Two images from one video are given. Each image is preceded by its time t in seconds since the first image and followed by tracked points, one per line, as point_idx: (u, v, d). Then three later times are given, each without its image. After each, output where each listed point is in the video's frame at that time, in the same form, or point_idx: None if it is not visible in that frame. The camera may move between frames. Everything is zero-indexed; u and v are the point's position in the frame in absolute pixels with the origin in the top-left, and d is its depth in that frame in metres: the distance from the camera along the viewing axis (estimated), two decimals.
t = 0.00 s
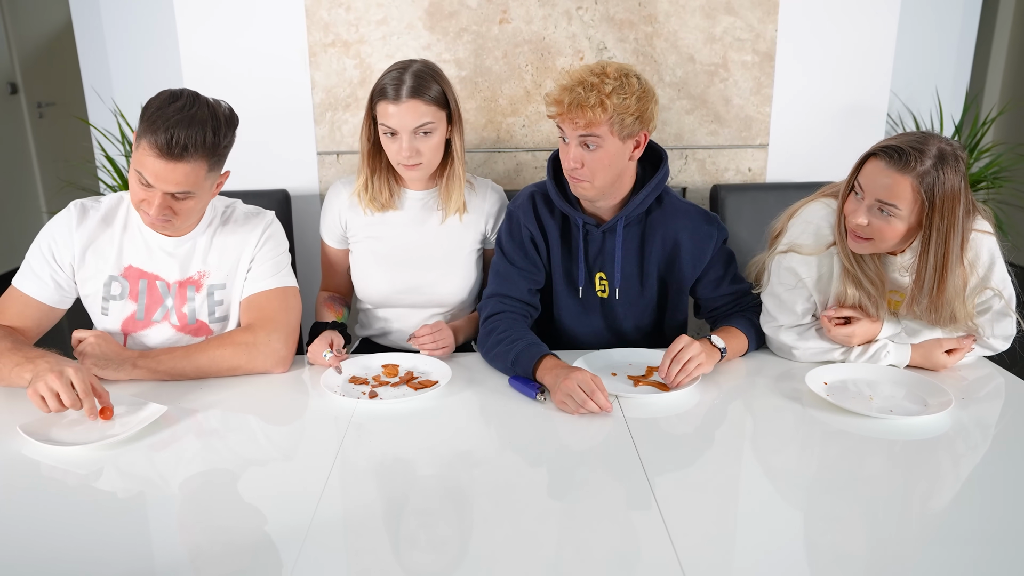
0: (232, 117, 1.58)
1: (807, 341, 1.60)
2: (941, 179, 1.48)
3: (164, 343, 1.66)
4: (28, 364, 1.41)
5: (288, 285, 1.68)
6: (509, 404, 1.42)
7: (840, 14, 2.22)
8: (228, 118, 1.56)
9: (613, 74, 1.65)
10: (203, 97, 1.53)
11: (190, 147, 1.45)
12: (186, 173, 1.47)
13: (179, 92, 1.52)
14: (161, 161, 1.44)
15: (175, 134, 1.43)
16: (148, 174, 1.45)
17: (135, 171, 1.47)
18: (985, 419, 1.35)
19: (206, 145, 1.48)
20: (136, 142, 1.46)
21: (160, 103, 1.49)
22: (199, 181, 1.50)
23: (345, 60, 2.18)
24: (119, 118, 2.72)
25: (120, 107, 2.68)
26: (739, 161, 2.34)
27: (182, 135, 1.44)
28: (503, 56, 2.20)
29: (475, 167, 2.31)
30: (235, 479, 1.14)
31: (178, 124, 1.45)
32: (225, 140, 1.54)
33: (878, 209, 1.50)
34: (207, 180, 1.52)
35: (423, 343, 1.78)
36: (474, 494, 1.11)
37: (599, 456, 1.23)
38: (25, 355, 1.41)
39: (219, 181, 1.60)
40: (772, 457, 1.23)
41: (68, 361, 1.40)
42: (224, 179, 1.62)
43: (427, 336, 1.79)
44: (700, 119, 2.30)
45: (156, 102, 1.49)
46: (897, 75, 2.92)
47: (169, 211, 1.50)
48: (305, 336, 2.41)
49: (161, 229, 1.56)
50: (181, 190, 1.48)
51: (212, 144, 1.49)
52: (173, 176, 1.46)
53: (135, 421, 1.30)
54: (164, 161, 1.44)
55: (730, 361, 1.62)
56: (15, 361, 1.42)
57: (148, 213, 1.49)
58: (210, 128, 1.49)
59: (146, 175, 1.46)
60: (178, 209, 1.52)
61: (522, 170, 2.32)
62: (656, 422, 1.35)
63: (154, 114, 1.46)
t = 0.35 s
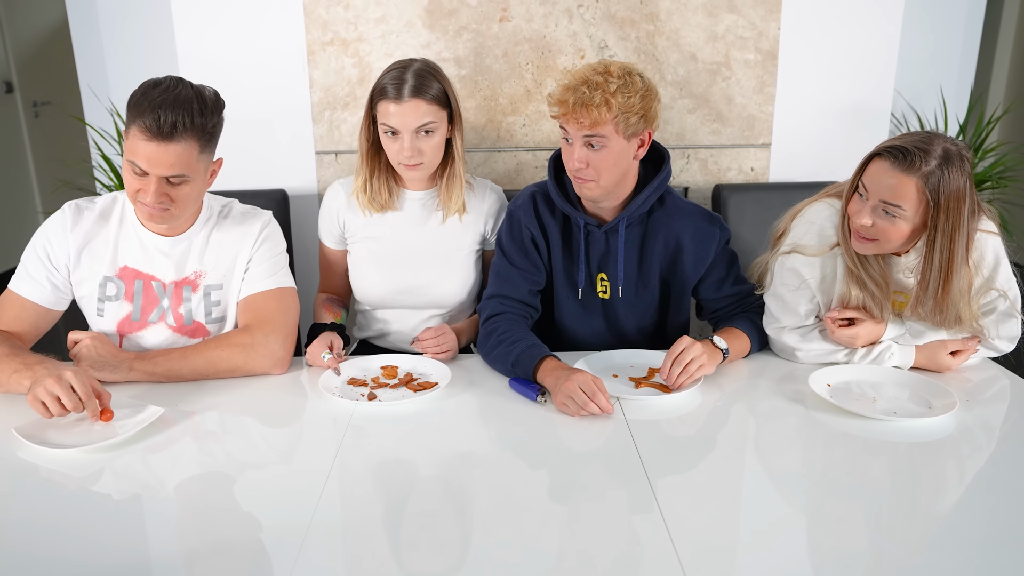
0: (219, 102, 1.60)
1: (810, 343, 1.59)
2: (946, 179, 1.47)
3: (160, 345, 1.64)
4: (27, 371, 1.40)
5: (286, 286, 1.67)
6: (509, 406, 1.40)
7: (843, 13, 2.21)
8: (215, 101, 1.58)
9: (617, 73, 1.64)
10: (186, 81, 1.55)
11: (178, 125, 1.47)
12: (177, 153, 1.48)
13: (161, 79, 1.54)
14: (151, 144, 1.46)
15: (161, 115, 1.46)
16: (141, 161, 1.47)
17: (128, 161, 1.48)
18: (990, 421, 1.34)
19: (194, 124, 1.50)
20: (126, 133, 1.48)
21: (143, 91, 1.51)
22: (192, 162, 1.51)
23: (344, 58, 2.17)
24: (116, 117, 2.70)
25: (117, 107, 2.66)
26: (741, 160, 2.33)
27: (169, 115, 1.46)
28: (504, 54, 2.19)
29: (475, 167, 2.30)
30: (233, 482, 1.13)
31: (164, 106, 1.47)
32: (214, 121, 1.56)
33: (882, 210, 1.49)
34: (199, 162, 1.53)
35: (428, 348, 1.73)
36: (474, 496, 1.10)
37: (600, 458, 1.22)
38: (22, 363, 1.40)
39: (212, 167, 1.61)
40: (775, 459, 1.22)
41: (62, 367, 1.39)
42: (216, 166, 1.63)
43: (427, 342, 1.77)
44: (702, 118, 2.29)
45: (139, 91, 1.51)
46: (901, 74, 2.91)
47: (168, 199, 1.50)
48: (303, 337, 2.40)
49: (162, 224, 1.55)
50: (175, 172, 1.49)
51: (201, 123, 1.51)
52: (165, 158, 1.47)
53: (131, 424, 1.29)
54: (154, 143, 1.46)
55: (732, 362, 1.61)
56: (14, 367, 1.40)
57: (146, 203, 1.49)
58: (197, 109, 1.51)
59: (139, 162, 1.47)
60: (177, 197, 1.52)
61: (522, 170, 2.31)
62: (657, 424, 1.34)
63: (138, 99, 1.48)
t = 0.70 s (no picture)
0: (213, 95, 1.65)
1: (813, 344, 1.57)
2: (951, 180, 1.46)
3: (156, 346, 1.63)
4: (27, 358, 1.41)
5: (284, 287, 1.66)
6: (509, 408, 1.39)
7: (845, 11, 2.20)
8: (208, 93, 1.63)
9: (620, 69, 1.62)
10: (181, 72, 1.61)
11: (167, 95, 1.51)
12: (165, 121, 1.51)
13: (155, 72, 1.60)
14: (140, 113, 1.49)
15: (151, 86, 1.51)
16: (130, 132, 1.49)
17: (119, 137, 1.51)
18: (994, 423, 1.33)
19: (183, 97, 1.53)
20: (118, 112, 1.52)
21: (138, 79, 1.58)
22: (180, 134, 1.53)
23: (342, 57, 2.16)
24: (114, 116, 2.69)
25: (114, 106, 2.65)
26: (744, 160, 2.31)
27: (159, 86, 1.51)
28: (504, 53, 2.18)
29: (474, 167, 2.28)
30: (227, 486, 1.11)
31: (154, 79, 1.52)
32: (206, 104, 1.59)
33: (886, 211, 1.48)
34: (188, 137, 1.55)
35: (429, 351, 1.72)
36: (473, 499, 1.09)
37: (601, 460, 1.21)
38: (19, 348, 1.40)
39: (202, 157, 1.62)
40: (777, 462, 1.20)
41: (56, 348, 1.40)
42: (207, 157, 1.65)
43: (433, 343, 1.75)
44: (705, 117, 2.27)
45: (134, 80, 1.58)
46: (906, 72, 2.89)
47: (154, 172, 1.50)
48: (301, 339, 2.38)
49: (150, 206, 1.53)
50: (162, 143, 1.51)
51: (191, 98, 1.55)
52: (153, 127, 1.50)
53: (127, 426, 1.28)
54: (143, 111, 1.49)
55: (734, 364, 1.59)
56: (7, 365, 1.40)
57: (131, 173, 1.49)
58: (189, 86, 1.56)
59: (128, 134, 1.50)
60: (163, 171, 1.51)
61: (522, 169, 2.29)
62: (659, 426, 1.32)
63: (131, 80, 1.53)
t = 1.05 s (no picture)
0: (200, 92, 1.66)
1: (817, 346, 1.56)
2: (956, 181, 1.44)
3: (151, 348, 1.63)
4: (39, 328, 1.41)
5: (280, 287, 1.65)
6: (509, 410, 1.38)
7: (847, 9, 2.18)
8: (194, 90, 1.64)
9: (622, 67, 1.61)
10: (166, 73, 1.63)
11: (148, 85, 1.52)
12: (145, 111, 1.51)
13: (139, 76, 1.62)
14: (121, 103, 1.50)
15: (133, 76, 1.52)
16: (111, 121, 1.49)
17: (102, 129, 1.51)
18: (999, 425, 1.31)
19: (165, 87, 1.54)
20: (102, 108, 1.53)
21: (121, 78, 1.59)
22: (162, 123, 1.52)
23: (341, 55, 2.15)
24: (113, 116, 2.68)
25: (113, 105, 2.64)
26: (746, 159, 2.30)
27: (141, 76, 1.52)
28: (504, 52, 2.17)
29: (474, 166, 2.27)
30: (221, 491, 1.10)
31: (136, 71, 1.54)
32: (190, 98, 1.59)
33: (890, 212, 1.46)
34: (170, 128, 1.54)
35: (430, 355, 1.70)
36: (471, 502, 1.08)
37: (602, 463, 1.19)
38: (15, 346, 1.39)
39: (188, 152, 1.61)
40: (779, 464, 1.19)
41: (75, 300, 1.41)
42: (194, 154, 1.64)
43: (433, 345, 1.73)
44: (707, 116, 2.26)
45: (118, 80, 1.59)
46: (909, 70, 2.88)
47: (136, 160, 1.49)
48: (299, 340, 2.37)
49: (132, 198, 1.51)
50: (143, 130, 1.50)
51: (174, 88, 1.55)
52: (133, 115, 1.50)
53: (122, 428, 1.27)
54: (123, 101, 1.50)
55: (736, 365, 1.58)
56: (13, 350, 1.39)
57: (110, 162, 1.47)
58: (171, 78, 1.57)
59: (109, 124, 1.49)
60: (144, 161, 1.50)
61: (523, 169, 2.28)
62: (660, 428, 1.31)
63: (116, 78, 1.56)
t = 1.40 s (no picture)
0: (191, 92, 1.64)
1: (820, 347, 1.55)
2: (959, 182, 1.43)
3: (146, 349, 1.62)
4: (31, 327, 1.40)
5: (276, 288, 1.64)
6: (510, 411, 1.37)
7: (849, 7, 2.17)
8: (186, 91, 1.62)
9: (623, 67, 1.61)
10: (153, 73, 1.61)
11: (137, 88, 1.50)
12: (134, 113, 1.49)
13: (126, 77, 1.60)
14: (110, 106, 1.48)
15: (121, 79, 1.50)
16: (100, 125, 1.48)
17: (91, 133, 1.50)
18: (1004, 427, 1.30)
19: (154, 90, 1.52)
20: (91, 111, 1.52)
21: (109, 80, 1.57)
22: (152, 125, 1.51)
23: (340, 54, 2.14)
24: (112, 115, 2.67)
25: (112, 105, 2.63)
26: (748, 159, 2.29)
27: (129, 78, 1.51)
28: (504, 50, 2.16)
29: (475, 165, 2.26)
30: (216, 495, 1.09)
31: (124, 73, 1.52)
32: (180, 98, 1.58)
33: (893, 213, 1.45)
34: (160, 130, 1.52)
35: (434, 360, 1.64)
36: (470, 505, 1.06)
37: (603, 465, 1.18)
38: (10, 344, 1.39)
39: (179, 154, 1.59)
40: (781, 466, 1.18)
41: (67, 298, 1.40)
42: (185, 154, 1.63)
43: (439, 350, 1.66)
44: (709, 116, 2.25)
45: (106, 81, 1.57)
46: (913, 69, 2.86)
47: (126, 164, 1.47)
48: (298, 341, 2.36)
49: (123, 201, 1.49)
50: (133, 134, 1.48)
51: (164, 90, 1.54)
52: (122, 118, 1.48)
53: (118, 430, 1.26)
54: (112, 104, 1.48)
55: (738, 367, 1.57)
56: (7, 349, 1.38)
57: (100, 166, 1.46)
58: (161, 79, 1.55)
59: (99, 128, 1.48)
60: (134, 164, 1.48)
61: (523, 168, 2.27)
62: (662, 430, 1.30)
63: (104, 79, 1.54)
